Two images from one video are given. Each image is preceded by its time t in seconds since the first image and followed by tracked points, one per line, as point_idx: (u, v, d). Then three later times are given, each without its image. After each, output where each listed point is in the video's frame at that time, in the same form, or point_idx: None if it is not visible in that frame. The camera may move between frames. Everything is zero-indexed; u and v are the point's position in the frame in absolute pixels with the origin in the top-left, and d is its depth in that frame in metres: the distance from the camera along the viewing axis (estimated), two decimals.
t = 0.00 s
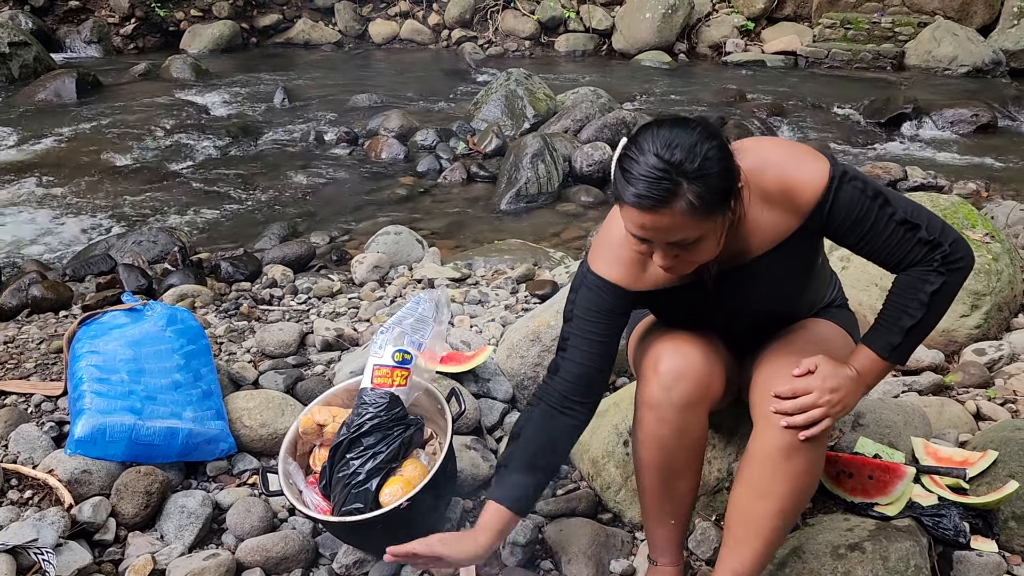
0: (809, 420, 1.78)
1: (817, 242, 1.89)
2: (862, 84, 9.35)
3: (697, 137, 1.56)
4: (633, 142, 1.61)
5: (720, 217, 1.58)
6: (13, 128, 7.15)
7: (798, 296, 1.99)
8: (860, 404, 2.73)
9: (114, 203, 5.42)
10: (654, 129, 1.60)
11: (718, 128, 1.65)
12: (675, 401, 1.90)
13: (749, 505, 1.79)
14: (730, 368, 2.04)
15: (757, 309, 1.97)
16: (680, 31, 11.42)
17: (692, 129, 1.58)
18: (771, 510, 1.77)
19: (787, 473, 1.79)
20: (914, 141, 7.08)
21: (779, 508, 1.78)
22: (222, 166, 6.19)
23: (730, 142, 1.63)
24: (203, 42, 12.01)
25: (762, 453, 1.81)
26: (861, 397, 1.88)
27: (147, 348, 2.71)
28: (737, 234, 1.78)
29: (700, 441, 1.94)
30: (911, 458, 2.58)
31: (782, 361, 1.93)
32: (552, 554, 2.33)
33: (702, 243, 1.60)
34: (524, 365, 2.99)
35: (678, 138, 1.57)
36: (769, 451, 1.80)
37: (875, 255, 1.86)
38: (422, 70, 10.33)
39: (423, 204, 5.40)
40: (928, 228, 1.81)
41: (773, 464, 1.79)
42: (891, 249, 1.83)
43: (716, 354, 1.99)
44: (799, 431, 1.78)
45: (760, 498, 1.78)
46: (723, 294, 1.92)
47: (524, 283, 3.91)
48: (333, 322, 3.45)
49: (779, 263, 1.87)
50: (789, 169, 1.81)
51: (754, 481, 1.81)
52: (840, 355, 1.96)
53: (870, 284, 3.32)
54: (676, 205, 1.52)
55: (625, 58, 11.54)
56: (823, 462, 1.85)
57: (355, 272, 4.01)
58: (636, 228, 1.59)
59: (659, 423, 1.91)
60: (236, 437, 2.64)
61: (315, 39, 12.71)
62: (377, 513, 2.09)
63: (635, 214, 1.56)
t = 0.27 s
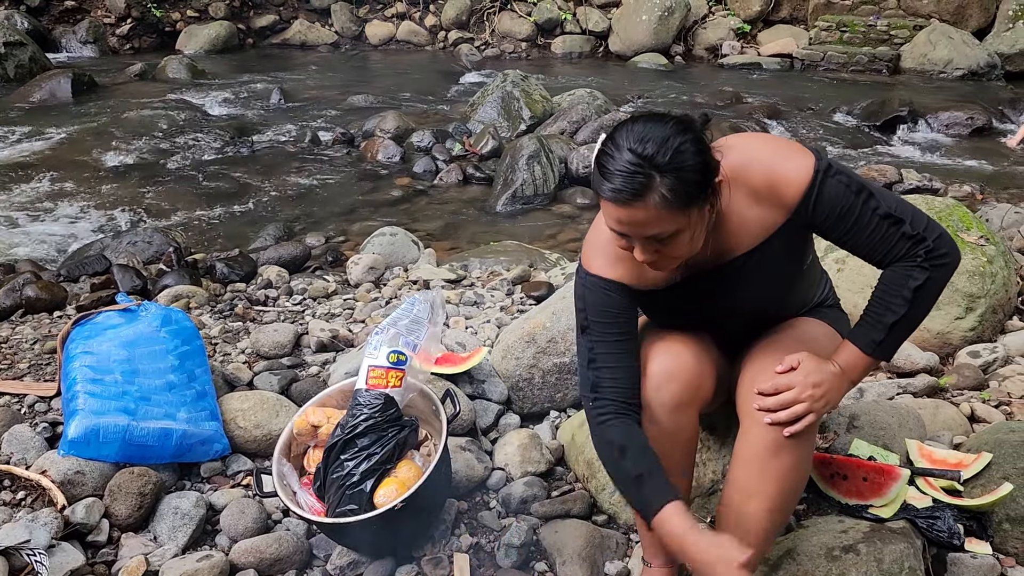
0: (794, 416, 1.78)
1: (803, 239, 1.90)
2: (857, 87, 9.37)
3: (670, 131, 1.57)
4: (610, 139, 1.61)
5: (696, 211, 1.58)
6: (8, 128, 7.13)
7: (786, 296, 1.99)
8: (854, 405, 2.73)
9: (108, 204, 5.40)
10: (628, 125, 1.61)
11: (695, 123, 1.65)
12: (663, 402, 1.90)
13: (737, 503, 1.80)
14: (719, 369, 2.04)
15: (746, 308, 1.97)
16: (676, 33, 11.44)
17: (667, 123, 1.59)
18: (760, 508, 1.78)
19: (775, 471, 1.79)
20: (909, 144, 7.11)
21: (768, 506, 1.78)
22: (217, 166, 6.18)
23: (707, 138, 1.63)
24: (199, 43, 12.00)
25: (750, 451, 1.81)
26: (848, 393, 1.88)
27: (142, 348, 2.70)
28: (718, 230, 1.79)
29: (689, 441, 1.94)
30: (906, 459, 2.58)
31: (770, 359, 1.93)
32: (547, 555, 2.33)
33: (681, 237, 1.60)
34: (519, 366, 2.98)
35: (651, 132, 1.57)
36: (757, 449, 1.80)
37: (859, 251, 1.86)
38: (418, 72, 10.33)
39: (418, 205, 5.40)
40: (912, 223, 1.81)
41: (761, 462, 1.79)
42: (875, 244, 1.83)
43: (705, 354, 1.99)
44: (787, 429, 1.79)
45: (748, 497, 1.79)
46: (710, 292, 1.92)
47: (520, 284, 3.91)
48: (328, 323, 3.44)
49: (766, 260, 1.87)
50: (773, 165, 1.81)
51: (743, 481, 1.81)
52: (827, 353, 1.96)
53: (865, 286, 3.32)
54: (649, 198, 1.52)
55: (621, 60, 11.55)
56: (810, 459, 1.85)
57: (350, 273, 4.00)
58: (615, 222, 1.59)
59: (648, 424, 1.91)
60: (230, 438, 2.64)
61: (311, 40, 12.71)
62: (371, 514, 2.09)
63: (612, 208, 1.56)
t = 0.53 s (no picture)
0: (799, 421, 1.78)
1: (808, 245, 1.90)
2: (856, 90, 9.39)
3: (680, 137, 1.57)
4: (619, 143, 1.61)
5: (702, 217, 1.58)
6: (7, 128, 7.12)
7: (788, 300, 2.00)
8: (854, 408, 2.74)
9: (107, 204, 5.40)
10: (637, 130, 1.61)
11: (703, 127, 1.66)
12: (665, 404, 1.90)
13: (740, 505, 1.79)
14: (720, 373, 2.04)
15: (747, 312, 1.97)
16: (676, 36, 11.45)
17: (677, 129, 1.59)
18: (762, 512, 1.77)
19: (778, 474, 1.79)
20: (908, 147, 7.12)
21: (771, 509, 1.78)
22: (216, 167, 6.18)
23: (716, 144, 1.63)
24: (199, 43, 12.01)
25: (754, 454, 1.81)
26: (851, 399, 1.88)
27: (141, 348, 2.70)
28: (724, 235, 1.80)
29: (690, 444, 1.94)
30: (905, 462, 2.58)
31: (772, 364, 1.93)
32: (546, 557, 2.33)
33: (685, 242, 1.60)
34: (518, 367, 2.98)
35: (661, 138, 1.57)
36: (760, 453, 1.80)
37: (865, 258, 1.87)
38: (418, 73, 10.34)
39: (418, 206, 5.40)
40: (918, 230, 1.81)
41: (765, 465, 1.79)
42: (882, 250, 1.83)
43: (707, 358, 1.99)
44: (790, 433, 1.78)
45: (752, 500, 1.78)
46: (712, 295, 1.92)
47: (519, 286, 3.92)
48: (327, 324, 3.44)
49: (768, 263, 1.88)
50: (779, 171, 1.82)
51: (746, 484, 1.81)
52: (830, 359, 1.97)
53: (864, 289, 3.33)
54: (657, 203, 1.52)
55: (620, 62, 11.57)
56: (813, 464, 1.85)
57: (350, 274, 4.00)
58: (621, 226, 1.59)
59: (650, 426, 1.91)
60: (229, 438, 2.63)
61: (311, 41, 12.72)
62: (371, 514, 2.09)
63: (620, 212, 1.56)
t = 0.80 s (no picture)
0: (794, 425, 1.78)
1: (807, 249, 1.89)
2: (860, 93, 9.39)
3: (675, 140, 1.57)
4: (615, 147, 1.62)
5: (697, 220, 1.58)
6: (12, 128, 7.14)
7: (790, 303, 1.99)
8: (856, 411, 2.73)
9: (111, 204, 5.41)
10: (634, 132, 1.61)
11: (702, 131, 1.65)
12: (664, 405, 1.91)
13: (737, 507, 1.80)
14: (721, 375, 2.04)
15: (748, 314, 1.97)
16: (679, 38, 11.45)
17: (672, 131, 1.58)
18: (757, 513, 1.78)
19: (774, 477, 1.79)
20: (911, 151, 7.11)
21: (766, 511, 1.78)
22: (220, 167, 6.19)
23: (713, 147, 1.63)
24: (203, 44, 12.04)
25: (749, 457, 1.81)
26: (849, 402, 1.88)
27: (144, 348, 2.71)
28: (721, 239, 1.80)
29: (689, 445, 1.94)
30: (907, 466, 2.58)
31: (772, 366, 1.93)
32: (548, 559, 2.33)
33: (680, 246, 1.61)
34: (520, 369, 2.99)
35: (656, 141, 1.57)
36: (756, 455, 1.80)
37: (864, 264, 1.86)
38: (422, 74, 10.35)
39: (421, 207, 5.40)
40: (918, 237, 1.80)
41: (760, 467, 1.79)
42: (880, 256, 1.82)
43: (707, 360, 1.99)
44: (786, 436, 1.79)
45: (747, 502, 1.79)
46: (712, 296, 1.92)
47: (522, 288, 3.92)
48: (330, 325, 3.44)
49: (767, 265, 1.87)
50: (779, 175, 1.81)
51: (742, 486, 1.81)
52: (831, 362, 1.96)
53: (866, 293, 3.33)
54: (651, 206, 1.53)
55: (624, 64, 11.58)
56: (810, 467, 1.85)
57: (353, 275, 4.01)
58: (617, 228, 1.60)
59: (649, 427, 1.92)
60: (232, 439, 2.64)
61: (314, 42, 12.74)
62: (372, 516, 2.09)
63: (614, 214, 1.57)
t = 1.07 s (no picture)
0: (813, 427, 1.78)
1: (817, 246, 1.89)
2: (870, 96, 9.36)
3: (684, 141, 1.57)
4: (624, 148, 1.62)
5: (708, 220, 1.58)
6: (23, 126, 7.18)
7: (801, 304, 1.99)
8: (866, 415, 2.72)
9: (121, 203, 5.43)
10: (642, 134, 1.61)
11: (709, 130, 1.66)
12: (677, 408, 1.90)
13: (753, 510, 1.79)
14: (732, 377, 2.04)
15: (759, 316, 1.97)
16: (688, 40, 11.44)
17: (680, 132, 1.59)
18: (775, 516, 1.77)
19: (791, 479, 1.78)
20: (921, 155, 7.09)
21: (784, 514, 1.77)
22: (229, 167, 6.20)
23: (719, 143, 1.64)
24: (213, 44, 12.09)
25: (767, 460, 1.80)
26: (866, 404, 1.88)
27: (155, 347, 2.71)
28: (731, 239, 1.79)
29: (703, 448, 1.93)
30: (917, 470, 2.56)
31: (786, 370, 1.93)
32: (557, 560, 2.32)
33: (692, 246, 1.60)
34: (530, 370, 2.98)
35: (665, 141, 1.57)
36: (773, 459, 1.80)
37: (874, 258, 1.86)
38: (431, 75, 10.37)
39: (429, 208, 5.41)
40: (927, 229, 1.81)
41: (777, 470, 1.79)
42: (891, 250, 1.83)
43: (719, 364, 1.98)
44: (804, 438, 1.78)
45: (765, 505, 1.78)
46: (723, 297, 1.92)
47: (530, 289, 3.92)
48: (340, 324, 3.45)
49: (779, 265, 1.87)
50: (788, 172, 1.81)
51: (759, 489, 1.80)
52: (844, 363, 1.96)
53: (877, 296, 3.31)
54: (663, 207, 1.52)
55: (632, 66, 11.57)
56: (826, 469, 1.84)
57: (362, 275, 4.01)
58: (628, 230, 1.59)
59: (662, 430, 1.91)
60: (242, 437, 2.64)
61: (324, 43, 12.77)
62: (384, 515, 2.09)
63: (625, 216, 1.57)
